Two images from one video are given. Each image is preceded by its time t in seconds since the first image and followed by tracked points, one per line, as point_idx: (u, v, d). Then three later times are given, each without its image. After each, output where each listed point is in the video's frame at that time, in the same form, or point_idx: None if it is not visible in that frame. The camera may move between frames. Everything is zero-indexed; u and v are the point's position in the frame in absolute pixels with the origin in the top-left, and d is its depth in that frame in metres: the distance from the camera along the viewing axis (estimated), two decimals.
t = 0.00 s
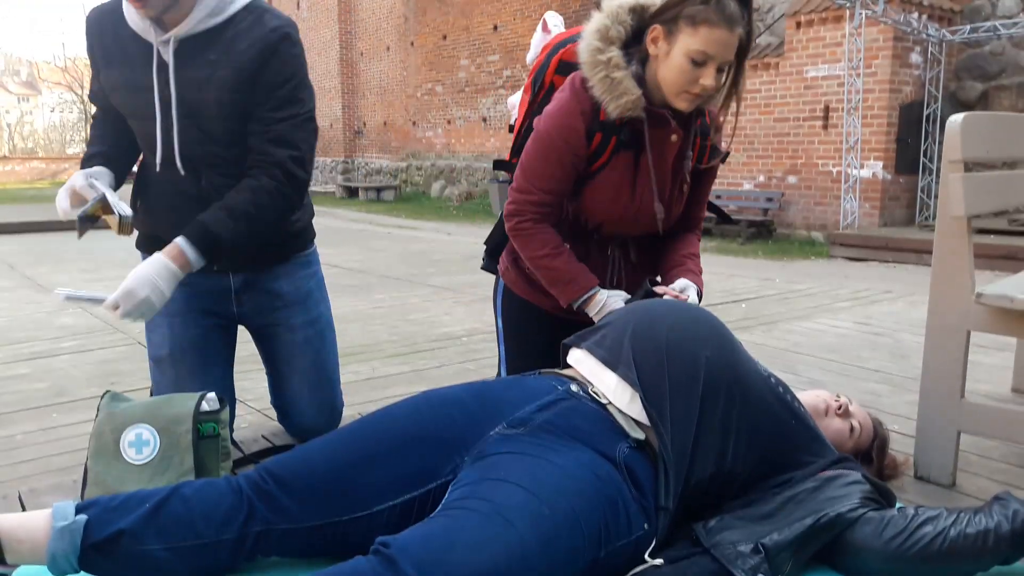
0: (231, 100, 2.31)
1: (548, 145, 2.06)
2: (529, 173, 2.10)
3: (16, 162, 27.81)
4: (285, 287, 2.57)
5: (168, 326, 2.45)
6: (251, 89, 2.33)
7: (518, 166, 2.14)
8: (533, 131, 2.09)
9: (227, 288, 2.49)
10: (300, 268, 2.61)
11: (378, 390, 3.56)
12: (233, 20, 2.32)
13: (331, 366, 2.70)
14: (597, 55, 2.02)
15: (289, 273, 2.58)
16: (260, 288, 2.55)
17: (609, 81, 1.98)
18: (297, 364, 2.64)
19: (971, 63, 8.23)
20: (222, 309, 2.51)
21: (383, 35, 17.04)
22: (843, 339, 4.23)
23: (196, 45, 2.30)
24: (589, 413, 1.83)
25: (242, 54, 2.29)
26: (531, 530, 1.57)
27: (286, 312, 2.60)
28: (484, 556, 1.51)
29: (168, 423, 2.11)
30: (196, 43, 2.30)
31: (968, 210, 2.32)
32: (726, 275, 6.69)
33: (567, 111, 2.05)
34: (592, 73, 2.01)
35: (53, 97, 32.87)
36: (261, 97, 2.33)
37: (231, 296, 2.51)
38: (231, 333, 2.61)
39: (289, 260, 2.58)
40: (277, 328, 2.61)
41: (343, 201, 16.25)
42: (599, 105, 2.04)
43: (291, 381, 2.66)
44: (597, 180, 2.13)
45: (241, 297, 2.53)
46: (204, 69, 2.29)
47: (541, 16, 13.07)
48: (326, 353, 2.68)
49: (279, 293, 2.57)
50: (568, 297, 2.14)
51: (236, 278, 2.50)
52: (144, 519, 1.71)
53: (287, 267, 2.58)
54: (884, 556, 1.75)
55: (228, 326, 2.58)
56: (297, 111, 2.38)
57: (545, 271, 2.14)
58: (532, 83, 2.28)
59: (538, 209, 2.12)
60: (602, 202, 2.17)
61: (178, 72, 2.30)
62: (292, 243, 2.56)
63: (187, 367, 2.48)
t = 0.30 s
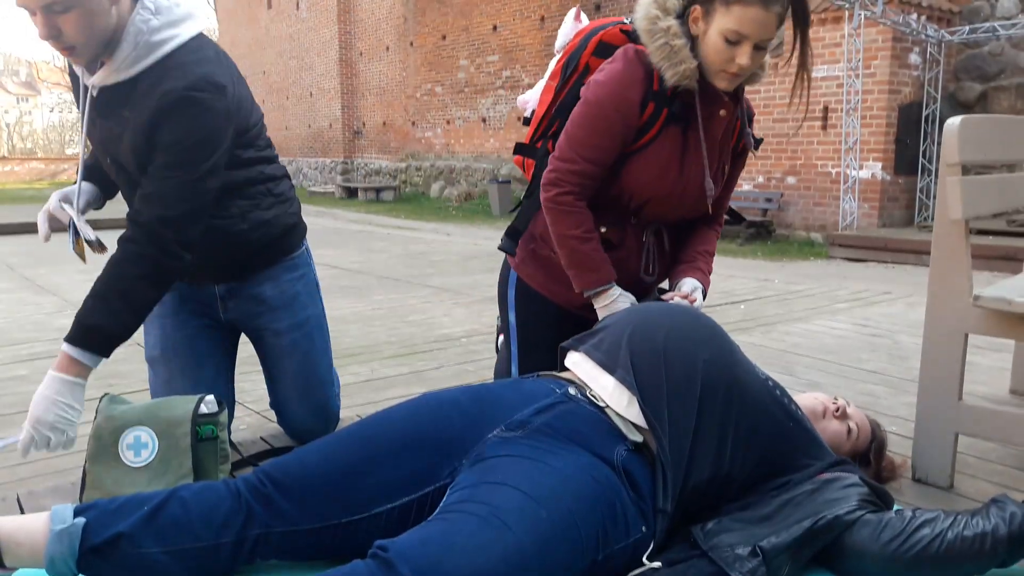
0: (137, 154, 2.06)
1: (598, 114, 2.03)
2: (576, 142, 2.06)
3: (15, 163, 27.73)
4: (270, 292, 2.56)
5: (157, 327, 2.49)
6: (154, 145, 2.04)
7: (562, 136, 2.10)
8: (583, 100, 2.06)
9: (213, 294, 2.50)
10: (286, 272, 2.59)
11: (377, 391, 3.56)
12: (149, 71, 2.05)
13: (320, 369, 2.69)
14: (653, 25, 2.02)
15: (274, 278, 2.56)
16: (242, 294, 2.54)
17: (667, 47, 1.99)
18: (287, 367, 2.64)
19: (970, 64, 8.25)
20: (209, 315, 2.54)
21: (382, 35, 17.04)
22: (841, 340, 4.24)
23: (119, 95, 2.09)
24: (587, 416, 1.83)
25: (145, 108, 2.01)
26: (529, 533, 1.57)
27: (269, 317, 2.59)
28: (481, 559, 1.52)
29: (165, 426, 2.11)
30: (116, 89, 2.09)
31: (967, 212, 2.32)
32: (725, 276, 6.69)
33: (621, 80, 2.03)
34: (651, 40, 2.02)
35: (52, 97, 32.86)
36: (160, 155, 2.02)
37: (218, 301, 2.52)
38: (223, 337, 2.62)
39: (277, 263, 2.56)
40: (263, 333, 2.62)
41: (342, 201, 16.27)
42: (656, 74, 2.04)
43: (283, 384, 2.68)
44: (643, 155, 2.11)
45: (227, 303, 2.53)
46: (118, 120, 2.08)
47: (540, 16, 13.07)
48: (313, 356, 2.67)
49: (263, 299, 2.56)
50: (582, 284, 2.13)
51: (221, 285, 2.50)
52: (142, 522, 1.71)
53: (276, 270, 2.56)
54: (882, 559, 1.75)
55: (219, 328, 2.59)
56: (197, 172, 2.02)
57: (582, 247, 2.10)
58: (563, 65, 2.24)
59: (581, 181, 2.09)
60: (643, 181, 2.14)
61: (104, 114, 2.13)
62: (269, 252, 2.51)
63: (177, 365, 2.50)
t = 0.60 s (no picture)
0: (139, 156, 2.23)
1: (591, 114, 2.03)
2: (570, 142, 2.06)
3: (13, 163, 27.62)
4: (264, 290, 2.58)
5: (150, 333, 2.50)
6: (163, 146, 2.22)
7: (554, 137, 2.09)
8: (575, 100, 2.05)
9: (207, 297, 2.51)
10: (277, 269, 2.61)
11: (374, 392, 3.56)
12: (135, 74, 2.19)
13: (316, 365, 2.75)
14: (643, 21, 2.01)
15: (267, 275, 2.58)
16: (238, 293, 2.56)
17: (658, 44, 1.98)
18: (285, 365, 2.69)
19: (969, 65, 8.25)
20: (203, 319, 2.55)
21: (381, 35, 17.02)
22: (839, 341, 4.24)
23: (102, 103, 2.22)
24: (582, 419, 1.83)
25: (143, 110, 2.18)
26: (524, 537, 1.57)
27: (263, 316, 2.62)
28: (476, 562, 1.52)
29: (162, 428, 2.11)
30: (101, 99, 2.22)
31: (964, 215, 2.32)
32: (723, 276, 6.68)
33: (613, 79, 2.03)
34: (642, 36, 2.01)
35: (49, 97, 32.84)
36: (174, 154, 2.22)
37: (212, 303, 2.53)
38: (214, 342, 2.63)
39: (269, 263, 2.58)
40: (260, 330, 2.64)
41: (341, 202, 16.29)
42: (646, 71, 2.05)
43: (282, 383, 2.73)
44: (635, 154, 2.12)
45: (222, 304, 2.55)
46: (111, 130, 2.23)
47: (539, 16, 13.05)
48: (311, 351, 2.73)
49: (257, 296, 2.58)
50: (592, 284, 2.13)
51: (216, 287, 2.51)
52: (138, 525, 1.71)
53: (268, 269, 2.58)
54: (877, 562, 1.74)
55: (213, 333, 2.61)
56: (218, 164, 2.26)
57: (580, 249, 2.11)
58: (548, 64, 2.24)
59: (576, 182, 2.09)
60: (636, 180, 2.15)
61: (91, 128, 2.27)
62: (263, 252, 2.52)
63: (170, 371, 2.52)
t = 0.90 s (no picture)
0: (184, 112, 2.30)
1: (559, 137, 2.01)
2: (541, 169, 2.03)
3: (12, 163, 27.50)
4: (266, 283, 2.65)
5: (148, 339, 2.49)
6: (207, 99, 2.33)
7: (520, 163, 2.05)
8: (538, 123, 2.02)
9: (208, 292, 2.55)
10: (278, 263, 2.69)
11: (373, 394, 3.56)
12: (170, 30, 2.28)
13: (317, 361, 2.82)
14: (600, 36, 2.03)
15: (268, 268, 2.66)
16: (238, 289, 2.61)
17: (619, 61, 2.00)
18: (286, 359, 2.74)
19: (967, 66, 8.26)
20: (205, 314, 2.57)
21: (380, 35, 17.01)
22: (837, 342, 4.24)
23: (134, 66, 2.26)
24: (581, 421, 1.83)
25: (185, 65, 2.27)
26: (522, 540, 1.57)
27: (262, 310, 2.66)
28: (474, 566, 1.51)
29: (161, 431, 2.11)
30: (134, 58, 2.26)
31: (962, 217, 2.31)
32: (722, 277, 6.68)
33: (573, 98, 2.02)
34: (602, 53, 2.02)
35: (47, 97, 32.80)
36: (223, 107, 2.36)
37: (213, 299, 2.57)
38: (210, 344, 2.64)
39: (263, 263, 2.64)
40: (260, 325, 2.68)
41: (340, 202, 16.29)
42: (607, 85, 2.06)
43: (280, 379, 2.77)
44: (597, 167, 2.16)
45: (222, 299, 2.59)
46: (148, 90, 2.27)
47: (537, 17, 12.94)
48: (311, 346, 2.79)
49: (258, 289, 2.64)
50: (582, 303, 2.21)
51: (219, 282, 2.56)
52: (136, 529, 1.71)
53: (269, 262, 2.66)
54: (876, 566, 1.73)
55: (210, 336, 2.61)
56: (262, 115, 2.43)
57: (560, 271, 2.12)
58: (479, 71, 2.22)
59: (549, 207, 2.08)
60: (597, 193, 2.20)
61: (123, 95, 2.27)
62: (262, 249, 2.61)
63: (169, 375, 2.50)
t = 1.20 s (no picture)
0: (225, 89, 2.43)
1: (555, 174, 2.02)
2: (537, 205, 2.04)
3: (11, 163, 27.45)
4: (270, 289, 2.66)
5: (153, 341, 2.48)
6: (242, 81, 2.49)
7: (515, 199, 2.04)
8: (534, 159, 2.01)
9: (212, 293, 2.55)
10: (282, 271, 2.70)
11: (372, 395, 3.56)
12: (209, 13, 2.42)
13: (307, 371, 2.79)
14: (607, 80, 2.03)
15: (273, 274, 2.67)
16: (243, 292, 2.62)
17: (622, 108, 2.03)
18: (275, 366, 2.71)
19: (966, 66, 8.28)
20: (208, 315, 2.57)
21: (379, 36, 17.01)
22: (836, 343, 4.24)
23: (174, 43, 2.37)
24: (579, 423, 1.84)
25: (228, 44, 2.42)
26: (520, 543, 1.56)
27: (261, 318, 2.66)
28: (472, 569, 1.51)
29: (158, 434, 2.11)
30: (174, 35, 2.37)
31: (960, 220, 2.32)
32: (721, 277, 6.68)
33: (569, 132, 2.02)
34: (606, 96, 2.03)
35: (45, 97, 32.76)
36: (254, 90, 2.52)
37: (216, 300, 2.57)
38: (211, 345, 2.64)
39: (269, 269, 2.66)
40: (254, 332, 2.67)
41: (338, 202, 16.29)
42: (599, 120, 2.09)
43: (268, 386, 2.73)
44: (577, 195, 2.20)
45: (225, 301, 2.59)
46: (190, 65, 2.38)
47: (536, 17, 12.68)
48: (304, 355, 2.77)
49: (262, 295, 2.65)
50: (585, 310, 2.29)
51: (223, 283, 2.56)
52: (134, 533, 1.71)
53: (274, 269, 2.67)
54: (873, 568, 1.73)
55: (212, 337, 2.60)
56: (287, 99, 2.59)
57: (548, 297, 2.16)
58: (463, 73, 2.20)
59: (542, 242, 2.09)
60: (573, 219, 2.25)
61: (162, 69, 2.35)
62: (273, 246, 2.65)
63: (174, 379, 2.51)
